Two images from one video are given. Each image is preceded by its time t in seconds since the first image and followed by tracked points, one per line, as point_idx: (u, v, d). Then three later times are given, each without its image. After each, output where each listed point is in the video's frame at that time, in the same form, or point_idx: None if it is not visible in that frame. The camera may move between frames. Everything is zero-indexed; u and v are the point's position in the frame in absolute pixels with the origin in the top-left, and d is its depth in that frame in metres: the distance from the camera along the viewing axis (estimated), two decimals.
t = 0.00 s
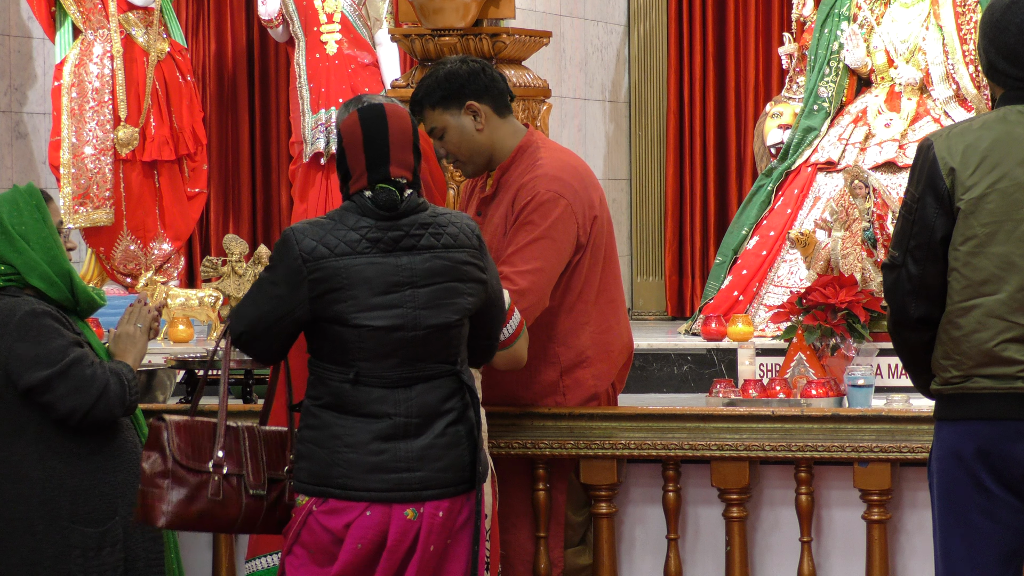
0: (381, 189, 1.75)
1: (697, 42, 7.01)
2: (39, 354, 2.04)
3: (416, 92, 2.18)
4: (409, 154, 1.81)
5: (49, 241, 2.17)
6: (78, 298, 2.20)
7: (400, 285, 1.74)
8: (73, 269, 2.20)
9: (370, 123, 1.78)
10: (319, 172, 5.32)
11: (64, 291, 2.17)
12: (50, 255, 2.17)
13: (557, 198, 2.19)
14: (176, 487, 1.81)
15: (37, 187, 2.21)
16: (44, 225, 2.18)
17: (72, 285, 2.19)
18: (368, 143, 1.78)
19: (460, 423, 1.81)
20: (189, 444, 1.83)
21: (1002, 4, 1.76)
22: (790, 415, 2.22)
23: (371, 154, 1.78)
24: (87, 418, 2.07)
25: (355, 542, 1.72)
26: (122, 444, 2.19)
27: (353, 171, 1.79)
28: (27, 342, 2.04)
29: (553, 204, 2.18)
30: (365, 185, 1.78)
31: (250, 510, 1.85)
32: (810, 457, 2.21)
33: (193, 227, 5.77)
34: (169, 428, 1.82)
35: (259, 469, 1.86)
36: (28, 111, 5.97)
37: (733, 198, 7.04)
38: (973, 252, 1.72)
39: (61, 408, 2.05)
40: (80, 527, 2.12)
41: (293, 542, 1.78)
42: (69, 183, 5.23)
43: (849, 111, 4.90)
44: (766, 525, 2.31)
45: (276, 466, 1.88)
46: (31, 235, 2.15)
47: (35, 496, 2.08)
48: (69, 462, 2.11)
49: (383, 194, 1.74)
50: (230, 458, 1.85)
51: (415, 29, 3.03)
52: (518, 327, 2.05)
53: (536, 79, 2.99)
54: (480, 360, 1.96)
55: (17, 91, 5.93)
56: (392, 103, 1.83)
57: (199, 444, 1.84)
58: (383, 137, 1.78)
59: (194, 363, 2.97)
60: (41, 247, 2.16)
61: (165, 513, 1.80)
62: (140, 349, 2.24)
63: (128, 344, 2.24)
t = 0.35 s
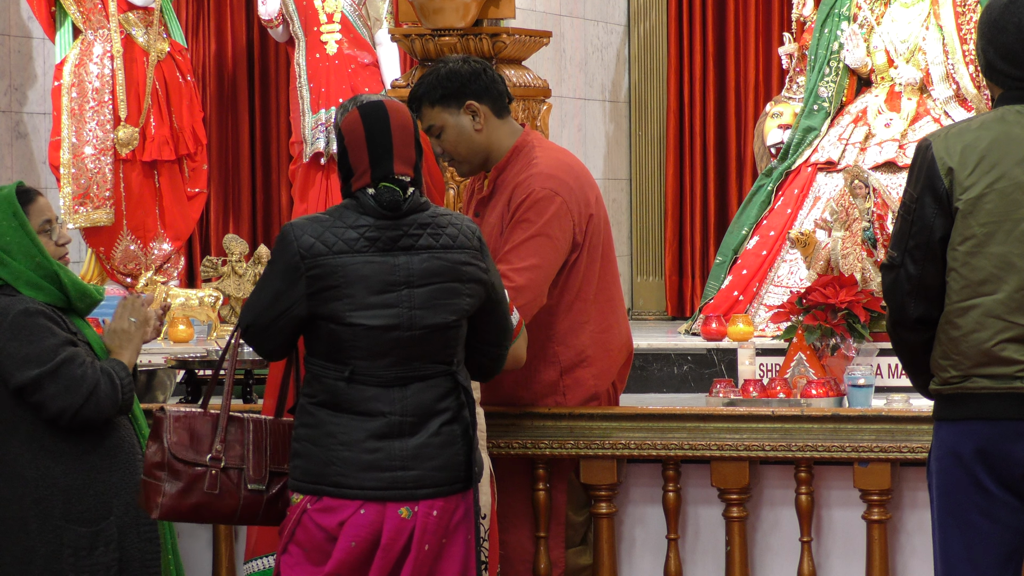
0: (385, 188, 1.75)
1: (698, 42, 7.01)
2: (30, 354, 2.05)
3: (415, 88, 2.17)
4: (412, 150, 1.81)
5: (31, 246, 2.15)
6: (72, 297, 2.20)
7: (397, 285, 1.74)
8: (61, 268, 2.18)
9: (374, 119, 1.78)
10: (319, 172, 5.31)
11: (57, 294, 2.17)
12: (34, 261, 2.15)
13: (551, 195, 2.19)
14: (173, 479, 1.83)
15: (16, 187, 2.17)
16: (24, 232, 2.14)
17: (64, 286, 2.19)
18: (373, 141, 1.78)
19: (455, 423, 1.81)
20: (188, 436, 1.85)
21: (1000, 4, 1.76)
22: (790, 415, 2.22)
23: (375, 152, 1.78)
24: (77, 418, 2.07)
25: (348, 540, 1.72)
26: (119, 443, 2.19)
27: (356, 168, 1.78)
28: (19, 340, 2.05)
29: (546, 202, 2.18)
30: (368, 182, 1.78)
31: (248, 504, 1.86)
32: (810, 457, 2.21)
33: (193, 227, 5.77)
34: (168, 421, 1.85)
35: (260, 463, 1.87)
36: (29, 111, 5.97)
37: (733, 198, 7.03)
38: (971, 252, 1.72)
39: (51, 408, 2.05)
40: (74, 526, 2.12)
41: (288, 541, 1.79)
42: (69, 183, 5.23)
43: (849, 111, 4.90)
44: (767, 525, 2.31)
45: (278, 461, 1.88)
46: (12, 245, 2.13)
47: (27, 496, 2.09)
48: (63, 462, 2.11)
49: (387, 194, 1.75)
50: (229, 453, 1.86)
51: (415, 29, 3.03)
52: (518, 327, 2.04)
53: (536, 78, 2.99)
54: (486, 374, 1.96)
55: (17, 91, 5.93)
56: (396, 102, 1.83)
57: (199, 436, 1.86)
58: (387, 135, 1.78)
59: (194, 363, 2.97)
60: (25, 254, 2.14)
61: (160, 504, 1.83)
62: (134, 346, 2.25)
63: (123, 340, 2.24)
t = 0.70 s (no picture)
0: (374, 189, 1.75)
1: (698, 42, 7.01)
2: (23, 355, 2.05)
3: (424, 86, 2.17)
4: (404, 151, 1.80)
5: (17, 249, 2.14)
6: (64, 294, 2.19)
7: (388, 284, 1.74)
8: (51, 268, 2.17)
9: (365, 119, 1.78)
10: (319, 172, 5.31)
11: (48, 292, 2.16)
12: (22, 263, 2.14)
13: (560, 198, 2.19)
14: (188, 504, 1.84)
15: None
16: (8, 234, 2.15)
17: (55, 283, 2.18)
18: (363, 141, 1.77)
19: (451, 421, 1.81)
20: (197, 460, 1.86)
21: (1000, 3, 1.76)
22: (790, 415, 2.22)
23: (366, 152, 1.77)
24: (70, 420, 2.07)
25: (344, 539, 1.72)
26: (117, 445, 2.19)
27: (346, 171, 1.78)
28: (12, 342, 2.04)
29: (557, 204, 2.18)
30: (359, 183, 1.77)
31: (263, 520, 1.88)
32: (810, 457, 2.21)
33: (193, 227, 5.77)
34: (177, 446, 1.85)
35: (270, 478, 1.89)
36: (29, 111, 5.97)
37: (734, 198, 7.03)
38: (971, 252, 1.72)
39: (44, 409, 2.05)
40: (70, 528, 2.12)
41: (285, 540, 1.79)
42: (69, 183, 5.23)
43: (849, 111, 4.90)
44: (767, 525, 2.31)
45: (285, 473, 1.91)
46: None
47: (23, 497, 2.09)
48: (60, 463, 2.11)
49: (376, 195, 1.74)
50: (240, 471, 1.88)
51: (415, 29, 3.03)
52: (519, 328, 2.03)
53: (536, 78, 2.99)
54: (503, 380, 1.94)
55: (17, 91, 5.93)
56: (391, 103, 1.83)
57: (207, 458, 1.87)
58: (379, 136, 1.77)
59: (194, 363, 2.97)
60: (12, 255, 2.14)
61: (178, 531, 1.83)
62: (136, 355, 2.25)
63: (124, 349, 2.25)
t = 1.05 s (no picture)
0: (378, 184, 1.75)
1: (698, 42, 7.01)
2: (23, 353, 2.04)
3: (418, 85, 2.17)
4: (409, 147, 1.80)
5: (13, 249, 2.15)
6: (61, 292, 2.19)
7: (390, 278, 1.74)
8: (48, 268, 2.17)
9: (364, 116, 1.78)
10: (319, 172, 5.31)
11: (44, 291, 2.16)
12: (18, 263, 2.14)
13: (551, 196, 2.19)
14: (195, 523, 1.84)
15: None
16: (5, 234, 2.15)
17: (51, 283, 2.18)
18: (365, 137, 1.77)
19: (451, 419, 1.81)
20: (200, 477, 1.86)
21: (1001, 3, 1.76)
22: (790, 415, 2.22)
23: (367, 148, 1.77)
24: (72, 415, 2.07)
25: (342, 537, 1.73)
26: (119, 441, 2.19)
27: (349, 166, 1.78)
28: (12, 339, 2.04)
29: (546, 203, 2.18)
30: (362, 179, 1.77)
31: (268, 532, 1.90)
32: (810, 457, 2.21)
33: (193, 227, 5.77)
34: (180, 465, 1.85)
35: (272, 491, 1.91)
36: (29, 111, 5.97)
37: (733, 198, 7.03)
38: (972, 252, 1.72)
39: (44, 407, 2.04)
40: (71, 525, 2.12)
41: (285, 539, 1.79)
42: (69, 182, 5.23)
43: (849, 111, 4.90)
44: (767, 525, 2.31)
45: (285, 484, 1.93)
46: None
47: (24, 494, 2.09)
48: (61, 461, 2.11)
49: (379, 191, 1.75)
50: (243, 486, 1.89)
51: (415, 29, 3.02)
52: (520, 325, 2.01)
53: (536, 79, 2.99)
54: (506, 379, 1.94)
55: (17, 91, 5.92)
56: (392, 100, 1.83)
57: (209, 475, 1.88)
58: (377, 131, 1.77)
59: (195, 364, 2.97)
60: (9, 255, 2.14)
61: (186, 550, 1.83)
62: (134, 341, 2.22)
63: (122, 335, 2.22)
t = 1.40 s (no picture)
0: (375, 181, 1.75)
1: (698, 42, 7.02)
2: (34, 350, 2.05)
3: (424, 81, 2.18)
4: (407, 145, 1.80)
5: (19, 249, 2.14)
6: (65, 292, 2.19)
7: (385, 275, 1.74)
8: (54, 268, 2.17)
9: (365, 112, 1.78)
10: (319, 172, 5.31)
11: (49, 290, 2.17)
12: (24, 263, 2.14)
13: (558, 199, 2.19)
14: (191, 523, 1.85)
15: None
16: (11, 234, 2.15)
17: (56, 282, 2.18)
18: (364, 133, 1.77)
19: (443, 419, 1.81)
20: (197, 477, 1.87)
21: (1003, 3, 1.77)
22: (790, 415, 2.22)
23: (367, 144, 1.77)
24: (86, 412, 2.07)
25: (333, 535, 1.73)
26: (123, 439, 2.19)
27: (347, 163, 1.79)
28: (22, 337, 2.05)
29: (553, 205, 2.18)
30: (359, 176, 1.77)
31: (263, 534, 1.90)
32: (810, 457, 2.21)
33: (193, 227, 5.77)
34: (177, 466, 1.86)
35: (266, 493, 1.91)
36: (29, 111, 5.97)
37: (733, 198, 7.03)
38: (973, 252, 1.72)
39: (58, 403, 2.05)
40: (78, 523, 2.13)
41: (275, 538, 1.79)
42: (69, 183, 5.23)
43: (849, 111, 4.90)
44: (767, 525, 2.31)
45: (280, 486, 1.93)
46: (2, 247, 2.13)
47: (32, 493, 2.09)
48: (67, 459, 2.11)
49: (376, 187, 1.75)
50: (239, 487, 1.89)
51: (415, 29, 3.02)
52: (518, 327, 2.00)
53: (536, 79, 2.99)
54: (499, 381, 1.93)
55: (17, 91, 5.92)
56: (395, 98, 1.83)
57: (205, 475, 1.89)
58: (380, 128, 1.78)
59: (195, 364, 2.98)
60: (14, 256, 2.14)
61: (182, 550, 1.84)
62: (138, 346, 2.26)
63: (126, 341, 2.25)
